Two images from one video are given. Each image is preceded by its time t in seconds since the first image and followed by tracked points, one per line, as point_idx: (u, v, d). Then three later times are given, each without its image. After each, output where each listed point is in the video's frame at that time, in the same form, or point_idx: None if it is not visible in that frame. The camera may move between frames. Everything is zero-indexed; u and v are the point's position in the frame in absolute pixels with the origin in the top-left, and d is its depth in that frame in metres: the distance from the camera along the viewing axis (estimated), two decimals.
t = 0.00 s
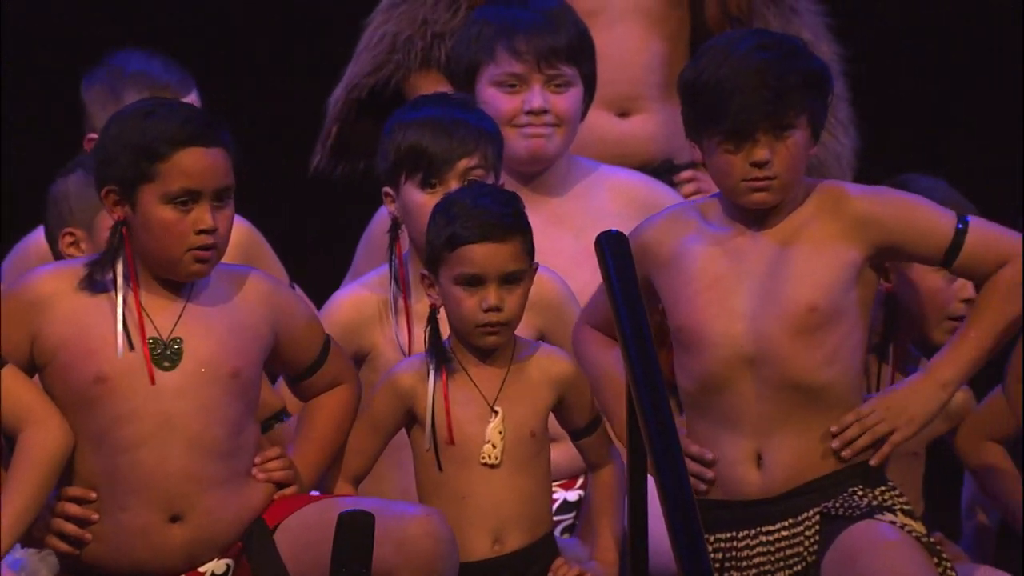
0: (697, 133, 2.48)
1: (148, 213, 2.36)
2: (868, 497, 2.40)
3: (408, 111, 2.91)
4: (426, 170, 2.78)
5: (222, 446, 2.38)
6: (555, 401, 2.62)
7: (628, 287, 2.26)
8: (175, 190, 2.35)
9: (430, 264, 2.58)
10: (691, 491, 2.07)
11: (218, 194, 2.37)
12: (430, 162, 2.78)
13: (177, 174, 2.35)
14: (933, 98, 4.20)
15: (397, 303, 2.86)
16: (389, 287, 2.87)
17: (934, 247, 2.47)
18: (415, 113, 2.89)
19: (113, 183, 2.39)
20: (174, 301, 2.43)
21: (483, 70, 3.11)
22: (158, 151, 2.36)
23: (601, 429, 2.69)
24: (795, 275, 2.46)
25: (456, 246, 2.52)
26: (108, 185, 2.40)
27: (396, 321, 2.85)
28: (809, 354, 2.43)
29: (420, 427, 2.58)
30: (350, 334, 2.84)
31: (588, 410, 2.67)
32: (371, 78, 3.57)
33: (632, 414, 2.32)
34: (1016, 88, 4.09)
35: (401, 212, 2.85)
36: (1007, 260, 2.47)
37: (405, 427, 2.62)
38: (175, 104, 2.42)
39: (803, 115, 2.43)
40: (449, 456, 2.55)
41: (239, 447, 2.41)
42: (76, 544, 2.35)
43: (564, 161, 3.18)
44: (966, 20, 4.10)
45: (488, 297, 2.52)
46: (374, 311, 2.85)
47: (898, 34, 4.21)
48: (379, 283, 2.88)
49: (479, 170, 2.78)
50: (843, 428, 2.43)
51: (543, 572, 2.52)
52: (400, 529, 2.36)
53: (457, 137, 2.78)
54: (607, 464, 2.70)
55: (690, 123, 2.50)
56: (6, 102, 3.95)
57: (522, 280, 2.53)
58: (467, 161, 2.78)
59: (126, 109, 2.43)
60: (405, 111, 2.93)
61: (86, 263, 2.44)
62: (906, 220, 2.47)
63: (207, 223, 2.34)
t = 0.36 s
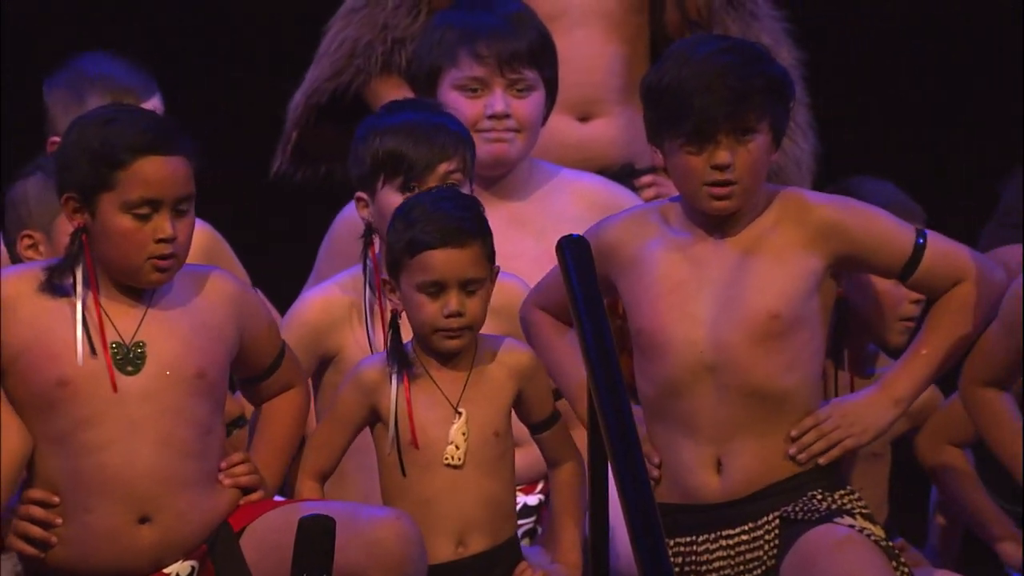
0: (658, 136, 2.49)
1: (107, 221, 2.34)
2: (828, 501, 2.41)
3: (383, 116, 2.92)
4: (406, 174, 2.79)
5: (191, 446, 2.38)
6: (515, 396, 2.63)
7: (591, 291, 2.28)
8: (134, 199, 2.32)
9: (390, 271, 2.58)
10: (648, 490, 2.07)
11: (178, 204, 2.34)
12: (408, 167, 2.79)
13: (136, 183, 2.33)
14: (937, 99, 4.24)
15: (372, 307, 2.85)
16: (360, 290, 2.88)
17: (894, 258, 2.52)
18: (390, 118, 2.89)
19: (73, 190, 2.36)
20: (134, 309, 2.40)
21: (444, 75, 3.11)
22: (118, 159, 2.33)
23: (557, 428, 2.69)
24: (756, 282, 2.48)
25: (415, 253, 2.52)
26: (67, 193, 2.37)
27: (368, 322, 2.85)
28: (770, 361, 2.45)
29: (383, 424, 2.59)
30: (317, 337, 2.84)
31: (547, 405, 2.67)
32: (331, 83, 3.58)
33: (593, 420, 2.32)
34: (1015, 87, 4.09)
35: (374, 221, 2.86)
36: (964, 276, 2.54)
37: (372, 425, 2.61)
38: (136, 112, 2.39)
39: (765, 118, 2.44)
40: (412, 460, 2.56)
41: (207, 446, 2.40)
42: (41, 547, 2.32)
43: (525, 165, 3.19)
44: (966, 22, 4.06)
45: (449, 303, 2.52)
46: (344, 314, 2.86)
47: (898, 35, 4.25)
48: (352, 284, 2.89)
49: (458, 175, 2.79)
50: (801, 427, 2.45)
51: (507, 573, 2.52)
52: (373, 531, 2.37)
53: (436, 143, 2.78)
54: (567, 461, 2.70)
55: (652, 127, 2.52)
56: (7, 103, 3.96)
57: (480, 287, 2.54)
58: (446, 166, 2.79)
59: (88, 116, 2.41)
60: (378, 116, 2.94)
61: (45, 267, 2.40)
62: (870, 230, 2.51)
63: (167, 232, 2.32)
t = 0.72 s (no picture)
0: (630, 136, 2.50)
1: (85, 221, 2.33)
2: (795, 502, 2.43)
3: (351, 118, 2.92)
4: (373, 174, 2.80)
5: (174, 445, 2.37)
6: (493, 404, 2.63)
7: (560, 287, 2.28)
8: (112, 199, 2.32)
9: (369, 270, 2.58)
10: (623, 498, 2.12)
11: (157, 204, 2.34)
12: (377, 168, 2.79)
13: (114, 183, 2.32)
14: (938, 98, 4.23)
15: (343, 306, 2.86)
16: (332, 291, 2.87)
17: (855, 304, 2.55)
18: (359, 119, 2.89)
19: (52, 190, 2.36)
20: (117, 307, 2.39)
21: (413, 77, 3.12)
22: (97, 159, 2.33)
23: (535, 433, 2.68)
24: (726, 303, 2.48)
25: (394, 250, 2.53)
26: (46, 194, 2.36)
27: (340, 323, 2.86)
28: (738, 382, 2.46)
29: (358, 424, 2.60)
30: (294, 339, 2.85)
31: (524, 410, 2.67)
32: (302, 84, 3.59)
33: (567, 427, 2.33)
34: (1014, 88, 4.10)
35: (345, 220, 2.86)
36: (911, 332, 2.58)
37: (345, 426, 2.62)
38: (115, 112, 2.39)
39: (735, 118, 2.45)
40: (386, 461, 2.56)
41: (190, 444, 2.40)
42: (20, 547, 2.31)
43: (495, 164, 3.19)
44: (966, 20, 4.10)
45: (426, 301, 2.53)
46: (320, 314, 2.86)
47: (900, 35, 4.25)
48: (327, 285, 2.89)
49: (427, 174, 2.80)
50: (770, 434, 2.43)
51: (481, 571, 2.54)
52: (337, 534, 2.37)
53: (405, 144, 2.79)
54: (544, 468, 2.69)
55: (622, 125, 2.52)
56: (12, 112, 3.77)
57: (459, 284, 2.54)
58: (415, 164, 2.79)
59: (68, 116, 2.40)
60: (345, 117, 2.94)
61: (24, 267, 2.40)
62: (840, 269, 2.53)
63: (146, 231, 2.32)
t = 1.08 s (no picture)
0: (603, 135, 2.51)
1: (66, 223, 2.32)
2: (769, 508, 2.43)
3: (321, 120, 2.92)
4: (336, 176, 2.79)
5: (150, 455, 2.36)
6: (466, 411, 2.63)
7: (529, 295, 2.29)
8: (94, 201, 2.31)
9: (343, 277, 2.58)
10: (592, 502, 2.13)
11: (138, 207, 2.33)
12: (340, 168, 2.79)
13: (96, 185, 2.32)
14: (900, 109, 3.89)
15: (310, 309, 2.86)
16: (303, 295, 2.87)
17: (823, 318, 2.56)
18: (327, 122, 2.89)
19: (33, 192, 2.34)
20: (96, 314, 2.38)
21: (383, 81, 3.12)
22: (78, 162, 2.32)
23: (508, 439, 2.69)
24: (698, 300, 2.49)
25: (369, 255, 2.53)
26: (27, 196, 2.35)
27: (308, 324, 2.85)
28: (708, 384, 2.46)
29: (331, 435, 2.60)
30: (262, 344, 2.84)
31: (496, 419, 2.67)
32: (268, 88, 3.59)
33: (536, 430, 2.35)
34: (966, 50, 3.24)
35: (313, 222, 2.85)
36: (884, 346, 2.59)
37: (316, 435, 2.62)
38: (94, 116, 2.39)
39: (707, 115, 2.47)
40: (360, 473, 2.56)
41: (167, 453, 2.39)
42: None
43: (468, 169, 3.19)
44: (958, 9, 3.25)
45: (403, 305, 2.52)
46: (289, 317, 2.86)
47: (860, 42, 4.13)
48: (296, 289, 2.89)
49: (390, 178, 2.80)
50: (742, 440, 2.44)
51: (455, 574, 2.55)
52: (311, 540, 2.37)
53: (366, 145, 2.79)
54: (516, 473, 2.71)
55: (596, 126, 2.54)
56: None
57: (435, 288, 2.54)
58: (377, 167, 2.79)
59: (47, 120, 2.40)
60: (315, 119, 2.94)
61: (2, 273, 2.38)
62: (812, 280, 2.53)
63: (127, 234, 2.31)
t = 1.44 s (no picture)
0: (573, 139, 2.51)
1: (27, 226, 2.28)
2: (738, 514, 2.42)
3: (283, 125, 2.91)
4: (307, 183, 2.78)
5: (115, 453, 2.33)
6: (433, 416, 2.63)
7: (493, 295, 2.29)
8: (56, 205, 2.27)
9: (305, 279, 2.57)
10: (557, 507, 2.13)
11: (99, 209, 2.30)
12: (309, 176, 2.78)
13: (59, 188, 2.27)
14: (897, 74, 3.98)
15: (275, 317, 2.85)
16: (265, 299, 2.86)
17: (792, 321, 2.56)
18: (292, 127, 2.88)
19: None
20: (59, 313, 2.34)
21: (350, 86, 3.11)
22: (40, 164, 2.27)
23: (473, 446, 2.68)
24: (667, 298, 2.50)
25: (331, 258, 2.52)
26: None
27: (270, 331, 2.84)
28: (673, 382, 2.46)
29: (296, 436, 2.59)
30: (225, 347, 2.83)
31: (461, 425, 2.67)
32: (216, 78, 3.63)
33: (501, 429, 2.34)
34: None
35: (277, 226, 2.84)
36: (849, 354, 2.58)
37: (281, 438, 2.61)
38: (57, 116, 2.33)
39: (675, 116, 2.46)
40: (328, 471, 2.55)
41: (131, 454, 2.36)
42: None
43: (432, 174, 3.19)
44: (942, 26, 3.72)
45: (365, 307, 2.52)
46: (250, 322, 2.85)
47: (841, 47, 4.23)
48: (258, 295, 2.88)
49: (359, 184, 2.79)
50: (710, 445, 2.43)
51: None
52: (276, 543, 2.36)
53: (337, 152, 2.79)
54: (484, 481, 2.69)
55: (565, 129, 2.54)
56: None
57: (396, 292, 2.54)
58: (347, 174, 2.79)
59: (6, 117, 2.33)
60: (277, 124, 2.93)
61: None
62: (780, 284, 2.53)
63: (89, 237, 2.29)
